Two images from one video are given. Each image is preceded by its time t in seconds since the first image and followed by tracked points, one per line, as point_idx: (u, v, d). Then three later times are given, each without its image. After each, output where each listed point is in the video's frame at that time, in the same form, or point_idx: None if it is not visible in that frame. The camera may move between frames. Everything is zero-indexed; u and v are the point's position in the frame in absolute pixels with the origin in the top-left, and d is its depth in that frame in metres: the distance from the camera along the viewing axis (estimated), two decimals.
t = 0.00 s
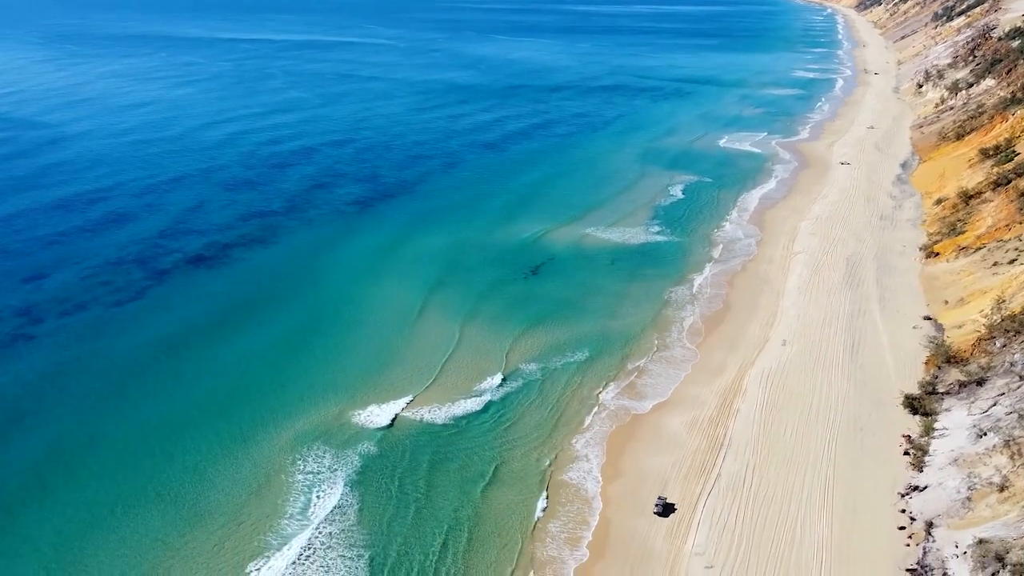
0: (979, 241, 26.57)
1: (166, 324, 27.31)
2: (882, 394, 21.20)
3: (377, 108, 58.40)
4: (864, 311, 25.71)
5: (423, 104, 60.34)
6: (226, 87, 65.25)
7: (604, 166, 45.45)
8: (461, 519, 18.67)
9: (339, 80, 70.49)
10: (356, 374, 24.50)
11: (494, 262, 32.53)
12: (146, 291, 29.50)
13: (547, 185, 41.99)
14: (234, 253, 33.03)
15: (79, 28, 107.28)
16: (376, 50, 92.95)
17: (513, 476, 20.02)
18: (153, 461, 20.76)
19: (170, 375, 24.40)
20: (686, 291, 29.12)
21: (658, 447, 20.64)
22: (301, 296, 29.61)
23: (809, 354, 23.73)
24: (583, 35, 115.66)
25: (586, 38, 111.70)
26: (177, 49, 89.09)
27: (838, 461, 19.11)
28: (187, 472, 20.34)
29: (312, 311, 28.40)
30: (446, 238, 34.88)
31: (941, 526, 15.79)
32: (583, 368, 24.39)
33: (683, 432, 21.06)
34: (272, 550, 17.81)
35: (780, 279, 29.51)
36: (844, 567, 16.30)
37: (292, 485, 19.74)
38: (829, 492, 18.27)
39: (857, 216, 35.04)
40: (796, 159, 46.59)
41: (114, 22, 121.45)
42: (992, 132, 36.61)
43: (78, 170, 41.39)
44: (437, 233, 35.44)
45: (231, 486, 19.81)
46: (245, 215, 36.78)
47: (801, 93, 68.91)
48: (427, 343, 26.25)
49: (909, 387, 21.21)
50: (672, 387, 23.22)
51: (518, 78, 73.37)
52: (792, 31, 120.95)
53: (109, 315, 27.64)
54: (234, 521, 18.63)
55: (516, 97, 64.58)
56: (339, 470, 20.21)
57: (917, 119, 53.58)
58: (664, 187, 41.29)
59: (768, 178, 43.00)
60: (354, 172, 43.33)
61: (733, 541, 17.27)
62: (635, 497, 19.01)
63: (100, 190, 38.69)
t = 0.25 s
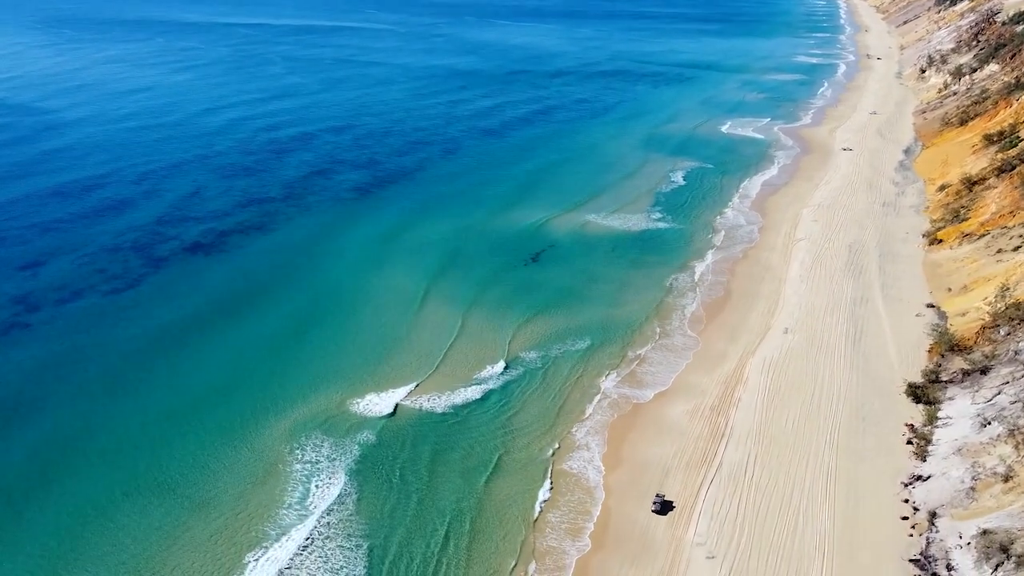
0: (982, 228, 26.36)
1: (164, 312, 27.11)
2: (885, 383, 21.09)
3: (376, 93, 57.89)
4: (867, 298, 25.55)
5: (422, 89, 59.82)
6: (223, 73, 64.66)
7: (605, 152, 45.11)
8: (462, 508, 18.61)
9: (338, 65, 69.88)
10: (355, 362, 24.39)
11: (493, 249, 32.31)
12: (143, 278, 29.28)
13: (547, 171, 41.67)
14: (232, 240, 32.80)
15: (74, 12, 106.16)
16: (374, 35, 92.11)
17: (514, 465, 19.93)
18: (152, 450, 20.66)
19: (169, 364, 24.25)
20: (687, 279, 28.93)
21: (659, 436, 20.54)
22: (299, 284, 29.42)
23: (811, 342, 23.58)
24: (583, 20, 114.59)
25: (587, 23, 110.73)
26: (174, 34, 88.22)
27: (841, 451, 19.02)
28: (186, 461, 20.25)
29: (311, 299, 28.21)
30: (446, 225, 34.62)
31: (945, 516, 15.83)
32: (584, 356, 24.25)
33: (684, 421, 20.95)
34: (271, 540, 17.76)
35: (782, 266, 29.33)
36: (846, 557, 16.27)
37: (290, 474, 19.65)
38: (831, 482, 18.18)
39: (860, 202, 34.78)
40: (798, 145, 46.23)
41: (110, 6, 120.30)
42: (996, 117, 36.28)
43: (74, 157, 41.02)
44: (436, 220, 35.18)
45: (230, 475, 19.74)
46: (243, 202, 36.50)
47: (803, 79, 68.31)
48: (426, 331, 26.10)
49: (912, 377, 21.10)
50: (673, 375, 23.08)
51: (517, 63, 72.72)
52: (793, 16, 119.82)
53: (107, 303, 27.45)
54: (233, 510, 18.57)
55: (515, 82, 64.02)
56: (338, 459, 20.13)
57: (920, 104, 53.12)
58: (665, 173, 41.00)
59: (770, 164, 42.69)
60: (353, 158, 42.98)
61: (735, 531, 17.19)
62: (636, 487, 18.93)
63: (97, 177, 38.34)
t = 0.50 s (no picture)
0: (986, 216, 26.17)
1: (162, 302, 26.94)
2: (888, 373, 20.97)
3: (375, 80, 57.47)
4: (869, 287, 25.40)
5: (421, 77, 59.35)
6: (222, 59, 64.14)
7: (605, 140, 44.78)
8: (463, 499, 18.55)
9: (336, 52, 69.34)
10: (353, 352, 24.28)
11: (493, 237, 32.11)
12: (141, 267, 29.10)
13: (547, 160, 41.36)
14: (230, 228, 32.59)
15: None
16: (373, 21, 91.37)
17: (513, 456, 19.86)
18: (151, 441, 20.56)
19: (167, 354, 24.11)
20: (688, 267, 28.77)
21: (659, 426, 20.46)
22: (297, 273, 29.24)
23: (813, 331, 23.46)
24: (584, 6, 113.66)
25: (587, 9, 109.81)
26: (172, 20, 87.51)
27: (843, 442, 18.94)
28: (186, 452, 20.18)
29: (309, 289, 28.05)
30: (446, 213, 34.44)
31: (948, 508, 15.81)
32: (585, 346, 24.13)
33: (685, 411, 20.85)
34: (270, 531, 17.70)
35: (783, 254, 29.16)
36: (848, 550, 16.21)
37: (289, 465, 19.58)
38: (833, 473, 18.12)
39: (862, 190, 34.55)
40: (800, 133, 45.88)
41: None
42: (1000, 104, 35.96)
43: (71, 144, 40.71)
44: (436, 208, 34.97)
45: (229, 466, 19.66)
46: (241, 190, 36.26)
47: (805, 66, 67.76)
48: (425, 320, 25.98)
49: (914, 366, 21.00)
50: (674, 365, 22.98)
51: (517, 50, 72.13)
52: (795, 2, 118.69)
53: (104, 292, 27.29)
54: (233, 502, 18.50)
55: (515, 69, 63.51)
56: (336, 449, 20.05)
57: (923, 91, 52.69)
58: (666, 161, 40.72)
59: (771, 151, 42.40)
60: (352, 146, 42.69)
61: (737, 523, 17.13)
62: (636, 478, 18.88)
63: (94, 164, 38.08)
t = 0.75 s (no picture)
0: (990, 203, 25.95)
1: (159, 290, 26.74)
2: (891, 362, 20.84)
3: (374, 66, 56.92)
4: (872, 275, 25.23)
5: (420, 62, 58.80)
6: (219, 44, 63.52)
7: (606, 126, 44.40)
8: (463, 489, 18.46)
9: (335, 37, 68.66)
10: (351, 341, 24.12)
11: (493, 225, 31.87)
12: (138, 254, 28.88)
13: (548, 146, 41.02)
14: (228, 216, 32.35)
15: None
16: (372, 5, 90.45)
17: (513, 446, 19.76)
18: (149, 432, 20.45)
19: (165, 343, 23.95)
20: (689, 255, 28.56)
21: (660, 416, 20.35)
22: (295, 260, 29.01)
23: (816, 320, 23.30)
24: None
25: None
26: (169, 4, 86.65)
27: (845, 432, 18.82)
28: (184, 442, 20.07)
29: (308, 277, 27.85)
30: (446, 200, 34.18)
31: (952, 498, 15.75)
32: (586, 334, 23.98)
33: (687, 400, 20.73)
34: (269, 522, 17.62)
35: (786, 241, 28.95)
36: (849, 541, 16.14)
37: (287, 455, 19.49)
38: (835, 463, 18.01)
39: (865, 177, 34.26)
40: (802, 119, 45.49)
41: None
42: (1005, 90, 35.59)
43: (68, 130, 40.34)
44: (435, 195, 34.69)
45: (228, 456, 19.57)
46: (239, 177, 35.96)
47: (807, 51, 67.13)
48: (424, 309, 25.80)
49: (917, 355, 20.87)
50: (675, 353, 22.84)
51: (517, 35, 71.44)
52: None
53: (101, 280, 27.09)
54: (231, 493, 18.42)
55: (515, 54, 62.91)
56: (334, 439, 19.95)
57: (927, 77, 52.20)
58: (667, 147, 40.38)
59: (774, 138, 42.05)
60: (351, 132, 42.33)
61: (738, 513, 17.04)
62: (637, 468, 18.79)
63: (91, 150, 37.74)
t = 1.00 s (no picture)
0: (994, 191, 25.74)
1: (158, 279, 26.56)
2: (894, 351, 20.72)
3: (373, 52, 56.42)
4: (875, 263, 25.06)
5: (420, 48, 58.29)
6: (217, 30, 62.93)
7: (607, 113, 44.04)
8: (463, 480, 18.40)
9: (333, 23, 68.02)
10: (349, 330, 23.97)
11: (493, 213, 31.64)
12: (136, 243, 28.68)
13: (548, 133, 40.71)
14: (227, 203, 32.11)
15: None
16: None
17: (514, 436, 19.68)
18: (148, 423, 20.34)
19: (163, 333, 23.79)
20: (691, 243, 28.37)
21: (662, 405, 20.26)
22: (294, 249, 28.82)
23: (818, 308, 23.16)
24: None
25: None
26: None
27: (847, 423, 18.73)
28: (185, 433, 19.98)
29: (306, 266, 27.66)
30: (445, 188, 33.93)
31: (956, 490, 15.70)
32: (586, 323, 23.85)
33: (688, 390, 20.63)
34: (268, 513, 17.55)
35: (788, 229, 28.77)
36: (852, 532, 16.08)
37: (286, 445, 19.40)
38: (838, 454, 17.92)
39: (868, 164, 34.01)
40: (805, 106, 45.14)
41: None
42: (1009, 76, 35.24)
43: (65, 117, 39.98)
44: (435, 183, 34.42)
45: (226, 447, 19.48)
46: (237, 164, 35.68)
47: (809, 37, 66.56)
48: (423, 298, 25.64)
49: (920, 345, 20.75)
50: (677, 343, 22.73)
51: (517, 21, 70.77)
52: None
53: (99, 268, 26.91)
54: (231, 484, 18.35)
55: (515, 40, 62.34)
56: (333, 429, 19.87)
57: (930, 63, 51.76)
58: (669, 134, 40.07)
59: (776, 125, 41.73)
60: (350, 119, 41.99)
61: (740, 505, 16.96)
62: (639, 458, 18.71)
63: (88, 138, 37.42)
